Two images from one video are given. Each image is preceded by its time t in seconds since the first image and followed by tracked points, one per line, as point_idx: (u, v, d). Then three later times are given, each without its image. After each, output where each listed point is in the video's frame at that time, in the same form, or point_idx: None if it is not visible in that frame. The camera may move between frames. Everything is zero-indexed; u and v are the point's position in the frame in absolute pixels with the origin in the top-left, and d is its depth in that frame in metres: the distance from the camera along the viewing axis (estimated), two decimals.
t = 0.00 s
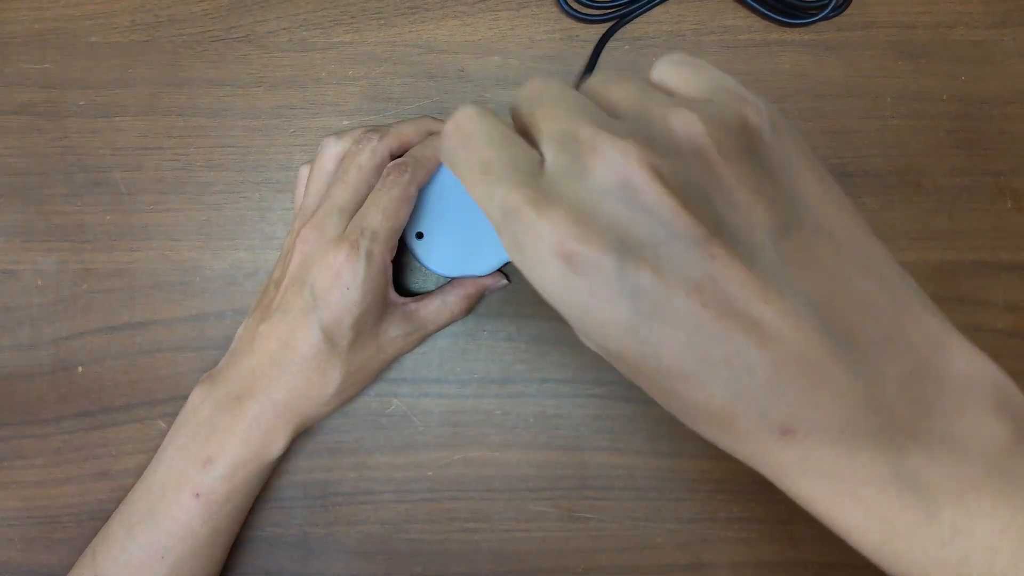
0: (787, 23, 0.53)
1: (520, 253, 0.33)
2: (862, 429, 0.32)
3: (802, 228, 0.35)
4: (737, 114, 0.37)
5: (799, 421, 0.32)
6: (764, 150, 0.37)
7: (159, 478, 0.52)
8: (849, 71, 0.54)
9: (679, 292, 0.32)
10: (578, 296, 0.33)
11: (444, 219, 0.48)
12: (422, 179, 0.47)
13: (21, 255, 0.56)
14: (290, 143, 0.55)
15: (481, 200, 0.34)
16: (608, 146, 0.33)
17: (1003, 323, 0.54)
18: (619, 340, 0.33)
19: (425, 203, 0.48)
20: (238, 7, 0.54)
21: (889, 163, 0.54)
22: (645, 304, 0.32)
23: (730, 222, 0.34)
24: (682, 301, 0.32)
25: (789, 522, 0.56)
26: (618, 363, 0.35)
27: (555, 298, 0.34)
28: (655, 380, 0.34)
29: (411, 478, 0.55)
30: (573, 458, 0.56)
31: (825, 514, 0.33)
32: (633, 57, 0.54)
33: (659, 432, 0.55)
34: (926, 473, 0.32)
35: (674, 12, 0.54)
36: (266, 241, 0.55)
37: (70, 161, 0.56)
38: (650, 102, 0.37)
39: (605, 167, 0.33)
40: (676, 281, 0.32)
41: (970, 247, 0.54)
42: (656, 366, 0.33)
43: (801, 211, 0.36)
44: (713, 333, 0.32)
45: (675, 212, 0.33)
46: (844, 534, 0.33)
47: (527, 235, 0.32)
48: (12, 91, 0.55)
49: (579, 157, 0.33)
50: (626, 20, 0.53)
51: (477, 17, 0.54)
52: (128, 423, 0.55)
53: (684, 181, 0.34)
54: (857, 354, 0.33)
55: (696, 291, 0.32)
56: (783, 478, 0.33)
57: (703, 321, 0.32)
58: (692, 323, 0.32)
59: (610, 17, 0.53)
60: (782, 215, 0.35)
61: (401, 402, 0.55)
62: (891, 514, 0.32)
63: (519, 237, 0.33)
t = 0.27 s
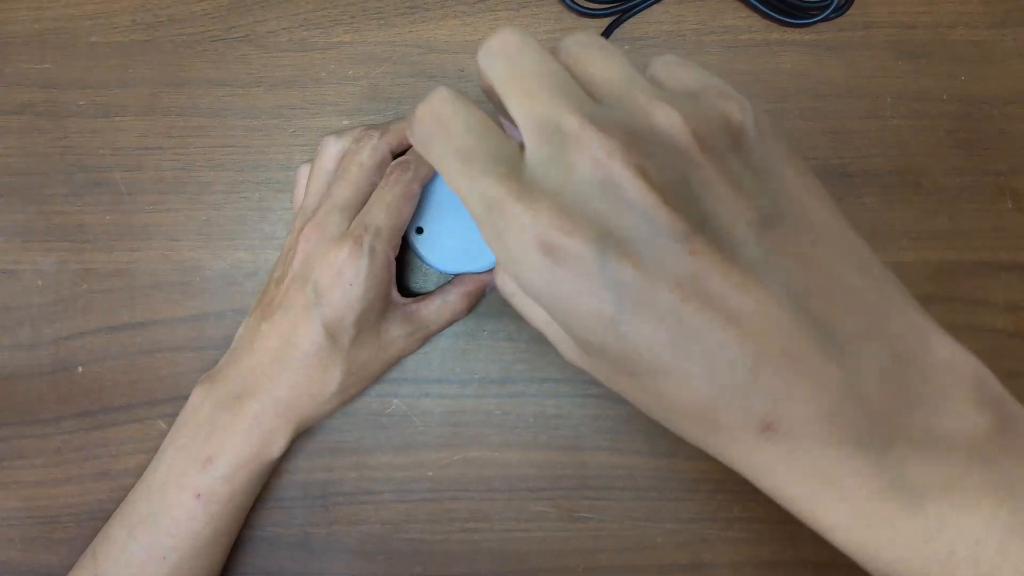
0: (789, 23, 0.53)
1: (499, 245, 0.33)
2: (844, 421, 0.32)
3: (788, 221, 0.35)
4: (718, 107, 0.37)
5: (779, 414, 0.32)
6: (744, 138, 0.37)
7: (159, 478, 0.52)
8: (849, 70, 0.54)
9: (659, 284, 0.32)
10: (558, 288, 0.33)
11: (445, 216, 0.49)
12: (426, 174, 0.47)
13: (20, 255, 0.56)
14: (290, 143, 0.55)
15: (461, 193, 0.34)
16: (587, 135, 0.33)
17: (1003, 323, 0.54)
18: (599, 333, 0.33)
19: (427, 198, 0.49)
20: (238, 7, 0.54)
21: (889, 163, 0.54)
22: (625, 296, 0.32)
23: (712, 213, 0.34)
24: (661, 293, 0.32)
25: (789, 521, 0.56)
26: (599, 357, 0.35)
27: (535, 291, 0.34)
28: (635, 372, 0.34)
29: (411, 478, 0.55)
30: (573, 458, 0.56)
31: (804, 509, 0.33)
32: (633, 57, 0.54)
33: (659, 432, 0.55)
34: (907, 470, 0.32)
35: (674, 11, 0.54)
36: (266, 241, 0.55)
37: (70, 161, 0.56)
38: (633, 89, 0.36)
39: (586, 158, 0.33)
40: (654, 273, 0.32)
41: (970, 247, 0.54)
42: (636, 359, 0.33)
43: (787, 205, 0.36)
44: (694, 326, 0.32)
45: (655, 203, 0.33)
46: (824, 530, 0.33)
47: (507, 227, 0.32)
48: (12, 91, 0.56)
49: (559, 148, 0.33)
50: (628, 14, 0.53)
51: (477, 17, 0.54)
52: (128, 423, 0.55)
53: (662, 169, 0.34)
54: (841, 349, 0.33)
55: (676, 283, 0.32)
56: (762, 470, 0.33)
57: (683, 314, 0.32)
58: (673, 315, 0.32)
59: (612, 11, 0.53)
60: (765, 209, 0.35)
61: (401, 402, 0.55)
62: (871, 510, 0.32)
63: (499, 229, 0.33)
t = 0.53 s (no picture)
0: (788, 23, 0.53)
1: (462, 235, 0.35)
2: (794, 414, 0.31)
3: (767, 217, 0.36)
4: (681, 101, 0.39)
5: (731, 404, 0.32)
6: (709, 132, 0.39)
7: (158, 478, 0.52)
8: (849, 70, 0.54)
9: (614, 272, 0.33)
10: (517, 275, 0.34)
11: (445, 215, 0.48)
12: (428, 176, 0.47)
13: (20, 255, 0.56)
14: (290, 143, 0.55)
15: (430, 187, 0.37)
16: (548, 130, 0.35)
17: (1003, 323, 0.54)
18: (557, 320, 0.34)
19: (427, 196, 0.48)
20: (238, 7, 0.54)
21: (889, 163, 0.54)
22: (581, 284, 0.33)
23: (680, 206, 0.36)
24: (615, 281, 0.33)
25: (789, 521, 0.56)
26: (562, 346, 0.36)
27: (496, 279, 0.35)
28: (594, 362, 0.35)
29: (411, 478, 0.55)
30: (573, 458, 0.56)
31: (763, 507, 0.32)
32: (633, 56, 0.54)
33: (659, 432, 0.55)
34: (863, 466, 0.30)
35: (675, 11, 0.54)
36: (266, 241, 0.55)
37: (70, 161, 0.56)
38: (601, 99, 0.39)
39: (544, 150, 0.34)
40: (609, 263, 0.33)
41: (970, 247, 0.54)
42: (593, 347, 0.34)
43: (762, 200, 0.37)
44: (652, 316, 0.33)
45: (613, 195, 0.34)
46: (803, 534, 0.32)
47: (468, 218, 0.34)
48: (11, 90, 0.55)
49: (519, 143, 0.35)
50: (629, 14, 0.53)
51: (478, 17, 0.54)
52: (128, 423, 0.55)
53: (626, 160, 0.36)
54: (799, 341, 0.33)
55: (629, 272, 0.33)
56: (719, 464, 0.33)
57: (637, 302, 0.33)
58: (627, 302, 0.33)
59: (613, 10, 0.53)
60: (736, 202, 0.36)
61: (401, 402, 0.55)
62: (829, 510, 0.30)
63: (461, 219, 0.35)
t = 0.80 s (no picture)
0: (788, 23, 0.53)
1: (541, 236, 0.34)
2: (881, 426, 0.30)
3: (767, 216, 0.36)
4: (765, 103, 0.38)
5: (819, 411, 0.31)
6: (795, 134, 0.37)
7: (158, 478, 0.52)
8: (849, 70, 0.54)
9: (703, 280, 0.32)
10: (600, 279, 0.33)
11: (443, 214, 0.49)
12: (427, 175, 0.47)
13: (20, 255, 0.56)
14: (290, 143, 0.55)
15: (503, 181, 0.36)
16: (629, 127, 0.34)
17: (1003, 323, 0.54)
18: (634, 325, 0.33)
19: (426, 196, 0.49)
20: (238, 7, 0.55)
21: (889, 163, 0.54)
22: (669, 289, 0.32)
23: (765, 207, 0.34)
24: (704, 289, 0.32)
25: (789, 522, 0.56)
26: (636, 351, 0.35)
27: (571, 279, 0.34)
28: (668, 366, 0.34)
29: (411, 478, 0.55)
30: (573, 458, 0.56)
31: (837, 509, 0.31)
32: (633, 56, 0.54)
33: (659, 432, 0.55)
34: (948, 469, 0.30)
35: (676, 11, 0.54)
36: (266, 241, 0.55)
37: (70, 161, 0.56)
38: (669, 86, 0.38)
39: (630, 150, 0.34)
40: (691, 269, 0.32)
41: (970, 247, 0.54)
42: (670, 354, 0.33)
43: (829, 193, 0.36)
44: (738, 321, 0.32)
45: (702, 198, 0.33)
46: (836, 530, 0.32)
47: (546, 215, 0.33)
48: (11, 91, 0.56)
49: (603, 143, 0.34)
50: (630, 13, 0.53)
51: (477, 17, 0.54)
52: (128, 423, 0.56)
53: (719, 160, 0.35)
54: (886, 347, 0.31)
55: (721, 280, 0.32)
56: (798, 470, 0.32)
57: (727, 310, 0.32)
58: (718, 310, 0.32)
59: (614, 10, 0.53)
60: (826, 207, 0.35)
61: (401, 402, 0.55)
62: (909, 514, 0.30)
63: (542, 219, 0.34)
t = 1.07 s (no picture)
0: (789, 23, 0.53)
1: (706, 225, 0.34)
2: (971, 428, 0.34)
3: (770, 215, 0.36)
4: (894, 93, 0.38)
5: (922, 416, 0.34)
6: (945, 131, 0.38)
7: (149, 476, 0.52)
8: (849, 70, 0.54)
9: (889, 284, 0.33)
10: (762, 274, 0.33)
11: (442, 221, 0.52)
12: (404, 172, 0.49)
13: (20, 255, 0.56)
14: (290, 143, 0.55)
15: (667, 169, 0.35)
16: (826, 120, 0.35)
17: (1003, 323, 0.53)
18: (800, 323, 0.33)
19: (417, 208, 0.52)
20: (238, 7, 0.55)
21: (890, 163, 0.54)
22: (848, 291, 0.33)
23: (941, 209, 0.35)
24: (892, 289, 0.33)
25: (789, 522, 0.56)
26: (776, 347, 0.35)
27: (736, 277, 0.34)
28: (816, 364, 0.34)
29: (411, 478, 0.55)
30: (573, 458, 0.56)
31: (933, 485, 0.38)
32: (633, 56, 0.54)
33: (659, 432, 0.55)
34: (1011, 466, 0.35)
35: (676, 11, 0.54)
36: (265, 241, 0.55)
37: (69, 161, 0.56)
38: (823, 81, 0.39)
39: (820, 143, 0.35)
40: (875, 268, 0.33)
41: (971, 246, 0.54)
42: (837, 353, 0.33)
43: (984, 195, 0.36)
44: (911, 325, 0.33)
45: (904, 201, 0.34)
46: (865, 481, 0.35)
47: (733, 208, 0.33)
48: (11, 91, 0.56)
49: (794, 132, 0.35)
50: (630, 13, 0.53)
51: (477, 17, 0.54)
52: (128, 423, 0.56)
53: (900, 153, 0.36)
54: None
55: (908, 283, 0.33)
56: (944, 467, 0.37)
57: (909, 312, 0.33)
58: (899, 312, 0.33)
59: (614, 10, 0.52)
60: (960, 205, 0.36)
61: (401, 402, 0.55)
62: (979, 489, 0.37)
63: (717, 209, 0.33)
